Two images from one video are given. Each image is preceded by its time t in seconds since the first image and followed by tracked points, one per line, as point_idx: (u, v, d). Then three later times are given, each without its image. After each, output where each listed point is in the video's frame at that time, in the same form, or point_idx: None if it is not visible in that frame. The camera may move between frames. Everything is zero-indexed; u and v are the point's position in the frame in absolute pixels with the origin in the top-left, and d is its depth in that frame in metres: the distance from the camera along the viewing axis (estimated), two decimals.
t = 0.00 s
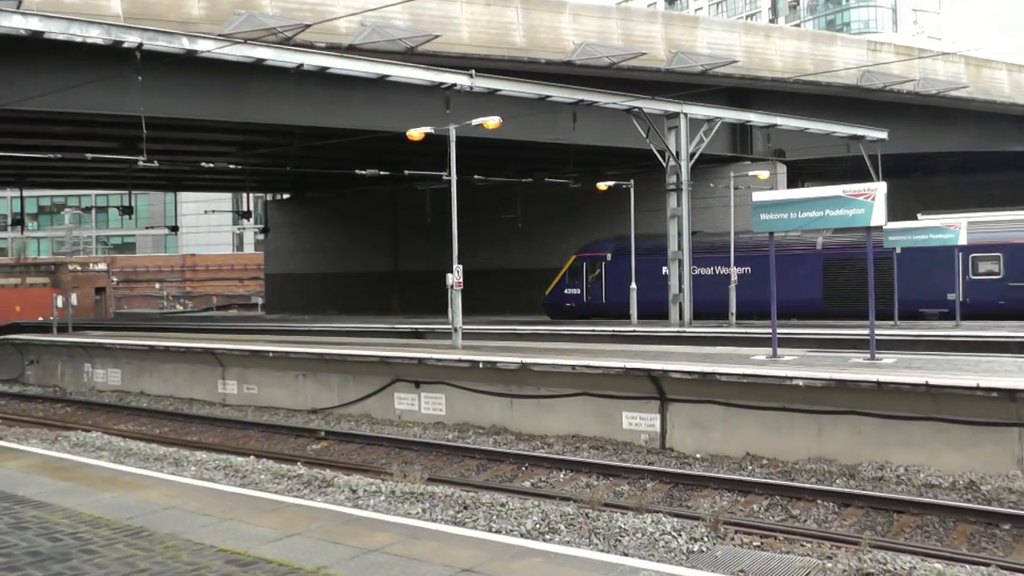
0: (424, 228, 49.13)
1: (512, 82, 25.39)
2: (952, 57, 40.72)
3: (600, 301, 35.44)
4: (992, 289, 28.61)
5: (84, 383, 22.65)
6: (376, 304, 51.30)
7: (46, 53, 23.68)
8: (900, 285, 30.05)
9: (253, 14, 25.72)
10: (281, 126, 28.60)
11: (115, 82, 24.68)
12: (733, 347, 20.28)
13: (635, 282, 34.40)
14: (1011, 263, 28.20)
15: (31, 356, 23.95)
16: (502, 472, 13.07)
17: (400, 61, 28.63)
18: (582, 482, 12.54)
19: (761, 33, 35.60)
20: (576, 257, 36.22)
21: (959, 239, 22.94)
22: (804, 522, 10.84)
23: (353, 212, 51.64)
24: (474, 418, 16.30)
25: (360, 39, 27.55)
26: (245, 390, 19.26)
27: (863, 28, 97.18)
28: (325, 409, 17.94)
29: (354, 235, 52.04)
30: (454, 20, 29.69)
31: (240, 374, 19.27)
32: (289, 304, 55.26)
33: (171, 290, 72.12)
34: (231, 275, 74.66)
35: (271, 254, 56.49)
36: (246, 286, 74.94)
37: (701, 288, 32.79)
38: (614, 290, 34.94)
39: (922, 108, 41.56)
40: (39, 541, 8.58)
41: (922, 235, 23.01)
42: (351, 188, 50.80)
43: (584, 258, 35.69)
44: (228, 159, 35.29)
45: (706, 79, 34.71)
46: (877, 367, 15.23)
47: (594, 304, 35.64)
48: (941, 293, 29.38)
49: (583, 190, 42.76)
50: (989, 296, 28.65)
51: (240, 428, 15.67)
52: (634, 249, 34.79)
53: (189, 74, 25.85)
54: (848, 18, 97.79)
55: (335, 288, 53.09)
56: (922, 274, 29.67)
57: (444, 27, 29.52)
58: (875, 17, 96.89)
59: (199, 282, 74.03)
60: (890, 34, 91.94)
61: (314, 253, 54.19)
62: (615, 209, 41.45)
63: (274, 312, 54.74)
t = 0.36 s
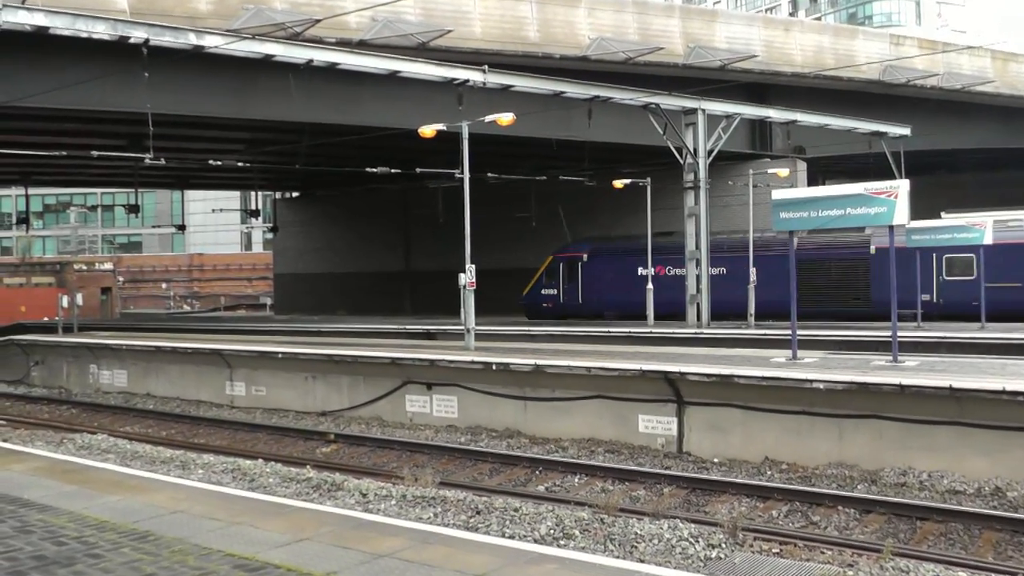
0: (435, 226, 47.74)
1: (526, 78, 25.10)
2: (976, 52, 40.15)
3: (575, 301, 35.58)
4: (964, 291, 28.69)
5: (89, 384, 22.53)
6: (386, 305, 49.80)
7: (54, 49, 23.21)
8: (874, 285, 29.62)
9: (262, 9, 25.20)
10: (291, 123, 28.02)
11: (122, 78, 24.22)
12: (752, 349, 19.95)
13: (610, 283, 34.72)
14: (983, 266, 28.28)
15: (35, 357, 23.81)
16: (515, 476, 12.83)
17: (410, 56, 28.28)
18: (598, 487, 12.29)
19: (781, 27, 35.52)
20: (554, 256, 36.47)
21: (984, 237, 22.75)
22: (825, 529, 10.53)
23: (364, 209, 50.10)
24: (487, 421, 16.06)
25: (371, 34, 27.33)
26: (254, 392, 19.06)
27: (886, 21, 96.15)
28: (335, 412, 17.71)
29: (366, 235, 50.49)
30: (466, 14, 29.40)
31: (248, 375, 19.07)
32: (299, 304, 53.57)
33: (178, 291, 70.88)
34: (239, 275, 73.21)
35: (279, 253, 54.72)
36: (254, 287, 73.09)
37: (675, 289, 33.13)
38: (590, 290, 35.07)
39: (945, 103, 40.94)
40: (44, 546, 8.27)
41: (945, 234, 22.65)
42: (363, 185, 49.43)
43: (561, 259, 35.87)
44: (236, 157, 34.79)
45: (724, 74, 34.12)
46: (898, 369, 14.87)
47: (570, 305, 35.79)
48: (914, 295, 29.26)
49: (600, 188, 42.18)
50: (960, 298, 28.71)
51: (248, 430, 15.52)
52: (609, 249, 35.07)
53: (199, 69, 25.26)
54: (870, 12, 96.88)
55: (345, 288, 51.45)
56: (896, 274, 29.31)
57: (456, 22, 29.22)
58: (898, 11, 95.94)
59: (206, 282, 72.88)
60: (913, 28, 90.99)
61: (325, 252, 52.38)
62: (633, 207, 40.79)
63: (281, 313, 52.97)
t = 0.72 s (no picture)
0: (454, 225, 46.22)
1: (549, 72, 24.79)
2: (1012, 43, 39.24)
3: (561, 301, 36.81)
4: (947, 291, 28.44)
5: (104, 384, 22.48)
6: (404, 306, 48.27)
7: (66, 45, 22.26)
8: (858, 285, 29.70)
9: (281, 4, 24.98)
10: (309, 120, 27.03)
11: (135, 74, 23.26)
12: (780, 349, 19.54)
13: (595, 282, 35.74)
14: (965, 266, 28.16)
15: (49, 357, 23.75)
16: (538, 479, 12.57)
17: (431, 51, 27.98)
18: (623, 491, 12.02)
19: (810, 19, 34.62)
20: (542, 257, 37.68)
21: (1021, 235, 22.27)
22: (856, 536, 10.16)
23: (382, 207, 48.66)
24: (510, 424, 15.80)
25: (391, 28, 27.06)
26: (272, 393, 18.91)
27: (918, 11, 94.66)
28: (355, 413, 17.55)
29: (383, 232, 49.03)
30: (489, 8, 29.06)
31: (266, 376, 18.93)
32: (317, 303, 52.02)
33: (194, 290, 68.02)
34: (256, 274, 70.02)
35: (297, 251, 53.43)
36: (272, 286, 70.35)
37: (658, 288, 34.00)
38: (575, 290, 36.24)
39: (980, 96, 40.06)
40: (58, 547, 8.06)
41: (978, 231, 22.19)
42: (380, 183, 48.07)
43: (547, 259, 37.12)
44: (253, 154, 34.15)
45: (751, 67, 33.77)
46: (931, 371, 14.45)
47: (555, 304, 37.04)
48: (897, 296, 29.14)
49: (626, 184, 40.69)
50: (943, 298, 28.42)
51: (267, 432, 15.41)
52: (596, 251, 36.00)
53: (215, 65, 24.31)
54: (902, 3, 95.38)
55: (363, 287, 50.01)
56: (878, 275, 29.29)
57: (477, 15, 28.90)
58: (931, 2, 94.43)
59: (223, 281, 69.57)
60: (946, 18, 89.51)
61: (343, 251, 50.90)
62: (659, 202, 39.34)
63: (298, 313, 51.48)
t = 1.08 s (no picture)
0: (492, 221, 45.87)
1: (588, 64, 24.46)
2: None
3: (562, 300, 37.23)
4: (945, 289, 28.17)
5: (135, 383, 22.46)
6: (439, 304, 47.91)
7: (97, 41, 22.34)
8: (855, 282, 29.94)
9: None
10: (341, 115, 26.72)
11: (166, 71, 23.27)
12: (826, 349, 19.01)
13: (595, 281, 36.12)
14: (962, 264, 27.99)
15: (79, 355, 23.77)
16: (578, 482, 12.26)
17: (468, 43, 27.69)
18: (665, 494, 11.68)
19: (857, 8, 33.97)
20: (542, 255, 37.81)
21: None
22: (905, 542, 9.71)
23: (419, 204, 48.40)
24: (549, 424, 15.50)
25: (426, 21, 26.80)
26: (305, 393, 18.77)
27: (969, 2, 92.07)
28: (390, 413, 17.37)
29: (420, 229, 48.64)
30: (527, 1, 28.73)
31: (299, 376, 18.80)
32: (352, 302, 51.63)
33: (226, 288, 68.08)
34: (289, 271, 68.11)
35: (331, 249, 52.82)
36: (307, 283, 68.08)
37: (656, 287, 34.18)
38: (575, 289, 36.66)
39: None
40: (89, 547, 7.95)
41: None
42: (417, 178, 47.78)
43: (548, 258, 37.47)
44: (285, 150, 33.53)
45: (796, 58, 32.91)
46: (986, 371, 13.88)
47: (556, 303, 37.43)
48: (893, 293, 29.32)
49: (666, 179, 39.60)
50: (942, 297, 28.22)
51: (300, 432, 15.29)
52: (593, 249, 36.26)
53: (246, 60, 24.16)
54: None
55: (399, 285, 49.61)
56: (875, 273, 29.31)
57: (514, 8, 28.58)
58: None
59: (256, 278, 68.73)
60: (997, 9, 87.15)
61: (378, 248, 50.45)
62: (701, 197, 38.22)
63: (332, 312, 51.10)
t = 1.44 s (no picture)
0: (512, 219, 45.45)
1: (608, 59, 24.20)
2: None
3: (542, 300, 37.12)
4: (920, 289, 28.13)
5: (144, 383, 22.31)
6: (455, 303, 47.48)
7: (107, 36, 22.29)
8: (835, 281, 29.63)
9: None
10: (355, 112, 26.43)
11: (178, 67, 23.28)
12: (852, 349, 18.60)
13: (577, 282, 36.37)
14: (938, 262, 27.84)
15: (89, 356, 23.69)
16: (598, 486, 12.01)
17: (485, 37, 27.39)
18: (687, 498, 11.40)
19: None
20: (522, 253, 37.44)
21: None
22: (934, 550, 9.35)
23: (437, 202, 48.14)
24: (567, 426, 15.24)
25: (441, 14, 26.50)
26: (319, 395, 18.58)
27: None
28: (405, 415, 17.16)
29: (436, 228, 48.31)
30: None
31: (313, 377, 18.61)
32: (367, 302, 51.43)
33: (238, 288, 67.29)
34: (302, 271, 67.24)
35: (345, 248, 52.43)
36: (320, 283, 67.11)
37: (635, 287, 34.47)
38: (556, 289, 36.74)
39: None
40: (98, 551, 7.78)
41: None
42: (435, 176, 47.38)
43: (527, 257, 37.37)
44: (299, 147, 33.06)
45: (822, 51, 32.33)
46: (1017, 372, 13.48)
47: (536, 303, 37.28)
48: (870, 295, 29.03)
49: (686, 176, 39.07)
50: (916, 298, 28.19)
51: (313, 433, 15.12)
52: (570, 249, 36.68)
53: (256, 54, 24.00)
54: None
55: (415, 284, 49.27)
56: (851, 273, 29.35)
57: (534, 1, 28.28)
58: None
59: (269, 278, 68.03)
60: None
61: (394, 247, 50.12)
62: (724, 194, 37.65)
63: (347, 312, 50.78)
